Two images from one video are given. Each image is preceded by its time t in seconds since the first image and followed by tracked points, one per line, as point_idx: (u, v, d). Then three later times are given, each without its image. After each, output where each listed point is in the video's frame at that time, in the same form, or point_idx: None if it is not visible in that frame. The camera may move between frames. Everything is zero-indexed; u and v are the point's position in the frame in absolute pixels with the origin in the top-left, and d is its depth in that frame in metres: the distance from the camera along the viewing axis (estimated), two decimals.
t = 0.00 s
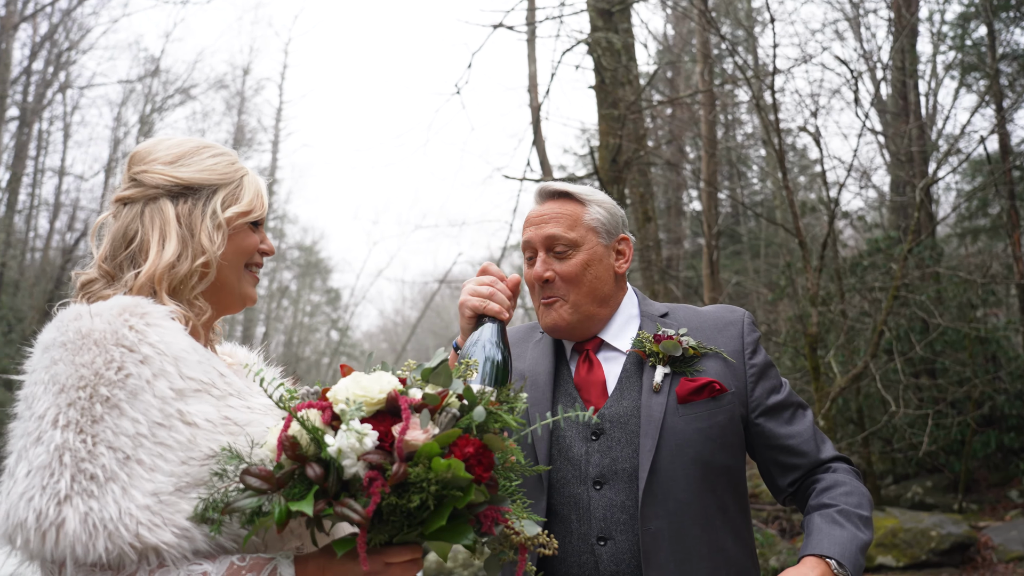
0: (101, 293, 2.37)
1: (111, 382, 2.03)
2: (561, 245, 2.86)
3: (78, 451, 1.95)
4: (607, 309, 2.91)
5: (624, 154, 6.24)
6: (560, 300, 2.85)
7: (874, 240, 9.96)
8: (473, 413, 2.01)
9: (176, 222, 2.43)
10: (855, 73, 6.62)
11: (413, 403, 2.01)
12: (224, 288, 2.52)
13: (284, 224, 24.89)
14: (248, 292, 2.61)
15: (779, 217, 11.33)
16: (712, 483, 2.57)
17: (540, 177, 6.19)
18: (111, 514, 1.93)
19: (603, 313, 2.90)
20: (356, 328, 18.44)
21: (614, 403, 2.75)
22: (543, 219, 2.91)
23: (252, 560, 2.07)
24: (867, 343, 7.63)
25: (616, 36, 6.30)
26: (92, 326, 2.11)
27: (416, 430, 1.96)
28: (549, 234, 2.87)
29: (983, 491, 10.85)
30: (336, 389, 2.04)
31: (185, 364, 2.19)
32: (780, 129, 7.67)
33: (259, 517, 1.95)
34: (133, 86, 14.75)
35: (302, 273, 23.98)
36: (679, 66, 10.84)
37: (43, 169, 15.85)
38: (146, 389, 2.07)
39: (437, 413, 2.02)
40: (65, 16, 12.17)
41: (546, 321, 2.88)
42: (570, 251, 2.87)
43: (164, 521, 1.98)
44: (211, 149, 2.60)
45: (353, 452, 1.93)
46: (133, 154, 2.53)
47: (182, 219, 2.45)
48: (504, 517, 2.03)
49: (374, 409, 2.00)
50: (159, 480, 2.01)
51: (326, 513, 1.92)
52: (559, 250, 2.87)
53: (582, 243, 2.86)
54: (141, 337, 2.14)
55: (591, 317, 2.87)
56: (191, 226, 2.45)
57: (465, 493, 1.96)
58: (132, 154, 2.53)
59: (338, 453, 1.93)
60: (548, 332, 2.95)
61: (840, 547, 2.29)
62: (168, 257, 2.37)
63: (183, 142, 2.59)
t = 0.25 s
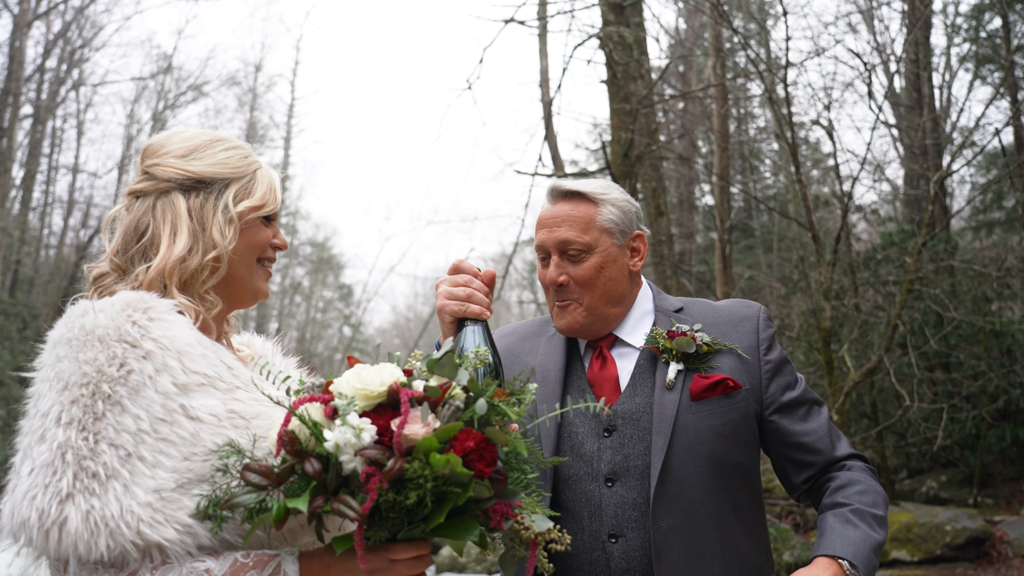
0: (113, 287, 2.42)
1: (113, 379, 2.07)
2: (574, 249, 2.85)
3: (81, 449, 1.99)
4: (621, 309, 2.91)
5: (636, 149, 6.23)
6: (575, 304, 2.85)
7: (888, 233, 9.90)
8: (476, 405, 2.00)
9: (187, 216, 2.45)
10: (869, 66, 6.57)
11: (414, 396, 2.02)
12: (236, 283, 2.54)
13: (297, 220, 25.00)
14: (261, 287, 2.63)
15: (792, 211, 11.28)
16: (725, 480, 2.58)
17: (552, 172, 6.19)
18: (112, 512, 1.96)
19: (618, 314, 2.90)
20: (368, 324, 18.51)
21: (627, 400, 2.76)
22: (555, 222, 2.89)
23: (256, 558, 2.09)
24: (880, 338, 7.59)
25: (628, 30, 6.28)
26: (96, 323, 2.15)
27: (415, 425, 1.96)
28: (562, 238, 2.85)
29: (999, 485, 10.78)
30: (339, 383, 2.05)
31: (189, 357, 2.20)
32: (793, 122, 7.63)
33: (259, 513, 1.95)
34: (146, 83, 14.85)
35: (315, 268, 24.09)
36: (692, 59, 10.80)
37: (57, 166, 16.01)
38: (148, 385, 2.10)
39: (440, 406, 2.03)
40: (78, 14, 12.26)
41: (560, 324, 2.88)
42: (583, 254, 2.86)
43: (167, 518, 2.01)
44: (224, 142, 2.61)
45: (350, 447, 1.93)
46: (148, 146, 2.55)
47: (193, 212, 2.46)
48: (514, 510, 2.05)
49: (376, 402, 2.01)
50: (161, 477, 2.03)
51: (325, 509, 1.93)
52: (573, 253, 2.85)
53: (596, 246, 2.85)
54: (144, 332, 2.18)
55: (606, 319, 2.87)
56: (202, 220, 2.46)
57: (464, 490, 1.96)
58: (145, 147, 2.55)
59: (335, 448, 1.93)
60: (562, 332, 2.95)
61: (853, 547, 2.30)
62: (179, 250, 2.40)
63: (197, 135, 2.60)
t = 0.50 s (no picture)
0: (115, 285, 2.45)
1: (108, 379, 2.09)
2: (584, 243, 2.85)
3: (76, 450, 2.02)
4: (631, 303, 2.91)
5: (643, 145, 6.23)
6: (583, 297, 2.85)
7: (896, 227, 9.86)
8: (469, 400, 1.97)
9: (188, 213, 2.46)
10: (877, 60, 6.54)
11: (406, 390, 1.99)
12: (239, 279, 2.56)
13: (305, 219, 25.08)
14: (265, 283, 2.64)
15: (800, 205, 11.25)
16: (734, 475, 2.58)
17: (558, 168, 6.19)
18: (106, 512, 1.99)
19: (627, 308, 2.90)
20: (377, 322, 18.56)
21: (636, 395, 2.76)
22: (566, 215, 2.89)
23: (252, 556, 2.12)
24: (889, 332, 7.56)
25: (634, 26, 6.27)
26: (93, 322, 2.17)
27: (405, 420, 1.95)
28: (572, 232, 2.86)
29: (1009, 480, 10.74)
30: (331, 377, 2.04)
31: (186, 356, 2.21)
32: (800, 117, 7.60)
33: (252, 512, 1.99)
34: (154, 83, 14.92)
35: (323, 267, 24.17)
36: (698, 54, 10.78)
37: (66, 167, 16.12)
38: (143, 384, 2.11)
39: (431, 400, 2.00)
40: (85, 14, 12.32)
41: (569, 317, 2.89)
42: (593, 248, 2.86)
43: (161, 517, 2.03)
44: (226, 137, 2.62)
45: (340, 445, 1.92)
46: (151, 143, 2.57)
47: (194, 209, 2.48)
48: (514, 505, 2.04)
49: (369, 398, 2.00)
50: (155, 477, 2.05)
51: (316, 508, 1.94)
52: (583, 247, 2.85)
53: (606, 241, 2.85)
54: (140, 331, 2.19)
55: (615, 313, 2.87)
56: (203, 216, 2.47)
57: (456, 486, 1.96)
58: (148, 144, 2.57)
59: (325, 446, 1.92)
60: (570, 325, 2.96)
61: (861, 543, 2.31)
62: (179, 248, 2.42)
63: (200, 130, 2.61)
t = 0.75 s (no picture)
0: (116, 284, 2.46)
1: (106, 378, 2.10)
2: (595, 236, 2.88)
3: (73, 449, 2.02)
4: (642, 297, 2.93)
5: (650, 141, 6.23)
6: (594, 291, 2.88)
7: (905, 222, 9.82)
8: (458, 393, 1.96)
9: (187, 210, 2.48)
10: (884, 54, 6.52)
11: (397, 384, 1.99)
12: (239, 275, 2.58)
13: (312, 219, 25.17)
14: (267, 279, 2.66)
15: (808, 201, 11.21)
16: (744, 470, 2.58)
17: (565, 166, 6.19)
18: (103, 512, 1.99)
19: (637, 301, 2.92)
20: (385, 321, 18.59)
21: (646, 390, 2.76)
22: (577, 209, 2.93)
23: (247, 556, 2.12)
24: (899, 327, 7.53)
25: (640, 22, 6.28)
26: (92, 320, 2.19)
27: (396, 414, 1.93)
28: (583, 224, 2.89)
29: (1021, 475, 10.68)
30: (323, 373, 2.04)
31: (185, 355, 2.24)
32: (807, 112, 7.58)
33: (245, 510, 1.99)
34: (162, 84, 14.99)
35: (331, 267, 24.24)
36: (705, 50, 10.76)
37: (75, 168, 16.22)
38: (141, 384, 2.13)
39: (423, 394, 2.00)
40: (93, 16, 12.40)
41: (578, 309, 2.91)
42: (604, 241, 2.89)
43: (158, 517, 2.03)
44: (224, 134, 2.64)
45: (329, 440, 1.91)
46: (149, 141, 2.59)
47: (192, 206, 2.50)
48: (511, 500, 2.02)
49: (359, 392, 2.00)
50: (152, 477, 2.06)
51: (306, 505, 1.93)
52: (594, 239, 2.89)
53: (617, 233, 2.88)
54: (139, 330, 2.21)
55: (626, 306, 2.89)
56: (201, 214, 2.49)
57: (447, 480, 1.94)
58: (146, 142, 2.59)
59: (314, 441, 1.91)
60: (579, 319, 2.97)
61: (871, 538, 2.31)
62: (178, 245, 2.44)
63: (198, 127, 2.63)
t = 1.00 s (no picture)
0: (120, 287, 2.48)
1: (107, 380, 2.11)
2: (606, 229, 2.92)
3: (73, 451, 2.03)
4: (648, 294, 2.94)
5: (657, 143, 6.22)
6: (600, 284, 2.89)
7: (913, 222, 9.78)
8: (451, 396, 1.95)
9: (187, 212, 2.50)
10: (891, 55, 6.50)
11: (391, 388, 1.98)
12: (243, 275, 2.59)
13: (320, 222, 25.24)
14: (273, 279, 2.67)
15: (816, 202, 11.18)
16: (749, 472, 2.58)
17: (571, 168, 6.19)
18: (100, 515, 2.00)
19: (643, 298, 2.93)
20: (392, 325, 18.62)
21: (652, 391, 2.76)
22: (590, 202, 2.97)
23: (241, 560, 2.11)
24: (907, 328, 7.49)
25: (647, 24, 6.28)
26: (94, 322, 2.20)
27: (388, 417, 1.92)
28: (594, 217, 2.94)
29: None
30: (318, 376, 2.04)
31: (187, 357, 2.25)
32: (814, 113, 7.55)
33: (238, 513, 1.99)
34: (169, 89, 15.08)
35: (339, 270, 24.31)
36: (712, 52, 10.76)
37: (84, 173, 16.32)
38: (142, 386, 2.14)
39: (417, 397, 1.99)
40: (102, 21, 12.49)
41: (583, 301, 2.92)
42: (615, 235, 2.92)
43: (155, 521, 2.04)
44: (222, 134, 2.65)
45: (320, 443, 1.90)
46: (148, 145, 2.60)
47: (192, 209, 2.51)
48: (508, 506, 2.01)
49: (354, 395, 1.99)
50: (151, 480, 2.07)
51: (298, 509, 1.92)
52: (605, 233, 2.92)
53: (628, 229, 2.92)
54: (141, 332, 2.22)
55: (631, 302, 2.90)
56: (202, 216, 2.51)
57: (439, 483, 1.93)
58: (146, 146, 2.61)
59: (306, 444, 1.90)
60: (586, 315, 2.98)
61: (878, 541, 2.30)
62: (180, 248, 2.45)
63: (197, 128, 2.65)
